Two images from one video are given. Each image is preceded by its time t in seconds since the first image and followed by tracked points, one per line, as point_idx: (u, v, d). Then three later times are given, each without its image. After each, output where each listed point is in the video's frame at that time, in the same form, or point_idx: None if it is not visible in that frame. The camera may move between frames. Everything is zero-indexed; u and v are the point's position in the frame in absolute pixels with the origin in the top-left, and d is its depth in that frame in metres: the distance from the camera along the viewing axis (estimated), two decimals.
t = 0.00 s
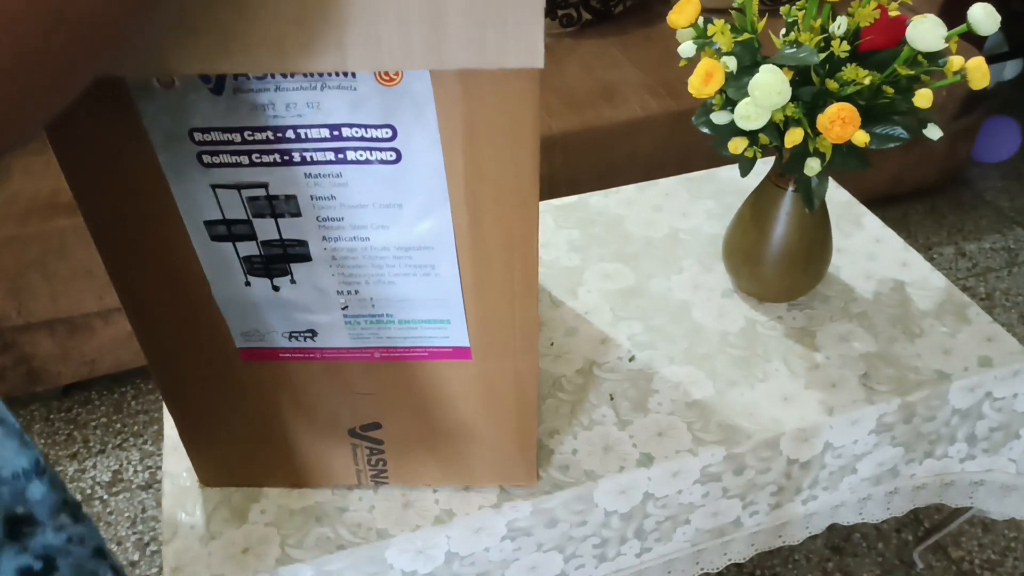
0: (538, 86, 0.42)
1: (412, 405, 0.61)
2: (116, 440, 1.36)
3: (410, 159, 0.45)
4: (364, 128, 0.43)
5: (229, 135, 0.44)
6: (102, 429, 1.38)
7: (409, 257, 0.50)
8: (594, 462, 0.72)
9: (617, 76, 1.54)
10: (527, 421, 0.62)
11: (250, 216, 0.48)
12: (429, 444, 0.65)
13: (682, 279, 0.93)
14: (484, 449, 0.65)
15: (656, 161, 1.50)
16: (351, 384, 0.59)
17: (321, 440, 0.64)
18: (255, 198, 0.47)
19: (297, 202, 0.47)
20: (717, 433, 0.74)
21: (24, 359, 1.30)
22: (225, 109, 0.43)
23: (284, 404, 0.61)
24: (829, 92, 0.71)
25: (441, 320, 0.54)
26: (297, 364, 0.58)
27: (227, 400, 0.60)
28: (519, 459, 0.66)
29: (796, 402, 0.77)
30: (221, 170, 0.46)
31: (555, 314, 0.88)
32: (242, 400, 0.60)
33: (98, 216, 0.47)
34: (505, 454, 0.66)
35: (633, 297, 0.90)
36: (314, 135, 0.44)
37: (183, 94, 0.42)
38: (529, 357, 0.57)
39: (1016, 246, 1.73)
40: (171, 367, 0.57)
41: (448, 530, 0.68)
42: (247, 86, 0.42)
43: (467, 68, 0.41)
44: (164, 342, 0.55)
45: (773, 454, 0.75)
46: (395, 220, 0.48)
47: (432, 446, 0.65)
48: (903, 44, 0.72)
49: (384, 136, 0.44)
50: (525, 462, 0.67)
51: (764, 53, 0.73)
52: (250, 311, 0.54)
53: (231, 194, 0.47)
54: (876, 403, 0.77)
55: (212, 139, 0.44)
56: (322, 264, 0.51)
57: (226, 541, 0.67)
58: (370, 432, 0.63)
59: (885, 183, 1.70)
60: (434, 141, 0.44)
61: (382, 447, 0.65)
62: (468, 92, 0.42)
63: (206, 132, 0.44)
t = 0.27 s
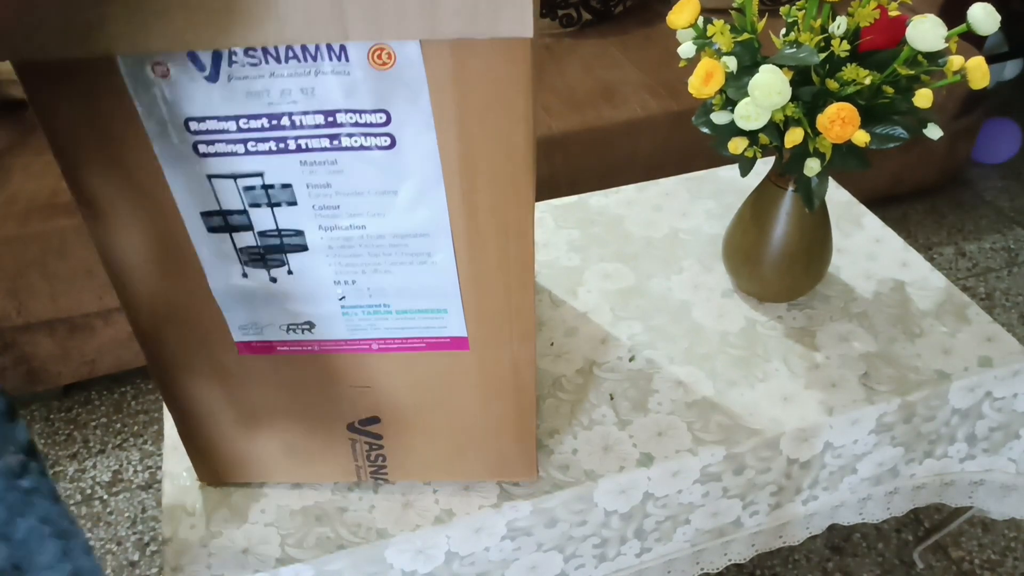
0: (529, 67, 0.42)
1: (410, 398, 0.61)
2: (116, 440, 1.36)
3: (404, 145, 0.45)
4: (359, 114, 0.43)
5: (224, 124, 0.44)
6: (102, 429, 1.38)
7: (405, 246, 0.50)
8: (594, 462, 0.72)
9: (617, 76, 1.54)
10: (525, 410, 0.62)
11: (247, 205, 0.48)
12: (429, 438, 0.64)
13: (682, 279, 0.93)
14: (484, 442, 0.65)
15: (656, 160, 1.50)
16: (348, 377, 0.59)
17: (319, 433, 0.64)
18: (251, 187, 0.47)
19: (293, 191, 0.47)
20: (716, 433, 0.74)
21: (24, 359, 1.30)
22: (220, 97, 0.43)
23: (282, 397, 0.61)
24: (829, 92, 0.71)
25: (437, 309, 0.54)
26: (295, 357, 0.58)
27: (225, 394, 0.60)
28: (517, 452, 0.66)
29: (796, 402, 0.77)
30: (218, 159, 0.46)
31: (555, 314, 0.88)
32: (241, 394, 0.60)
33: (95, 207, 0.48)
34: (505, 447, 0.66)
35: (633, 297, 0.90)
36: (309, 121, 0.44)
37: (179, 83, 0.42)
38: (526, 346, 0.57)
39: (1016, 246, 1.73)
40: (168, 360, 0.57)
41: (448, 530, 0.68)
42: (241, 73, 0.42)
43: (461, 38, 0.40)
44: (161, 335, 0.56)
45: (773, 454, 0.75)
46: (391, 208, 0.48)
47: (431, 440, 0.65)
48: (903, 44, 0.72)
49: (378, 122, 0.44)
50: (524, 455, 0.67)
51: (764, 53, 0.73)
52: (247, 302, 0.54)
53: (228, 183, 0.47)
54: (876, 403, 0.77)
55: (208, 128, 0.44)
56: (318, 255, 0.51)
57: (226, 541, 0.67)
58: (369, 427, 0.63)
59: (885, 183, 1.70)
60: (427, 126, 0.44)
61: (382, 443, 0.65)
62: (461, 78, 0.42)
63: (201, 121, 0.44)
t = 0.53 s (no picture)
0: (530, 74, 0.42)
1: (410, 401, 0.61)
2: (116, 440, 1.36)
3: (404, 151, 0.45)
4: (359, 120, 0.43)
5: (223, 130, 0.44)
6: (102, 429, 1.38)
7: (405, 252, 0.50)
8: (594, 462, 0.72)
9: (617, 76, 1.54)
10: (525, 413, 0.62)
11: (246, 211, 0.48)
12: (428, 440, 0.65)
13: (682, 279, 0.93)
14: (484, 444, 0.65)
15: (656, 160, 1.50)
16: (349, 381, 0.59)
17: (319, 437, 0.64)
18: (250, 194, 0.47)
19: (292, 197, 0.47)
20: (717, 433, 0.74)
21: (24, 359, 1.30)
22: (220, 104, 0.43)
23: (281, 402, 0.61)
24: (829, 92, 0.71)
25: (437, 314, 0.54)
26: (294, 362, 0.58)
27: (224, 395, 0.60)
28: (517, 455, 0.66)
29: (796, 402, 0.77)
30: (217, 165, 0.46)
31: (555, 314, 0.88)
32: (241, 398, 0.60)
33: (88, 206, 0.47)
34: (504, 450, 0.66)
35: (632, 297, 0.90)
36: (309, 128, 0.43)
37: (178, 88, 0.42)
38: (526, 350, 0.57)
39: (1016, 246, 1.73)
40: (165, 362, 0.57)
41: (448, 530, 0.68)
42: (240, 79, 0.42)
43: (462, 38, 0.40)
44: (157, 335, 0.55)
45: (773, 454, 0.75)
46: (390, 213, 0.48)
47: (431, 443, 0.65)
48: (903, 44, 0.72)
49: (378, 128, 0.44)
50: (524, 458, 0.67)
51: (764, 53, 0.73)
52: (247, 308, 0.54)
53: (227, 189, 0.47)
54: (876, 403, 0.77)
55: (207, 135, 0.44)
56: (318, 260, 0.51)
57: (226, 541, 0.67)
58: (369, 430, 0.63)
59: (885, 183, 1.70)
60: (428, 132, 0.44)
61: (381, 446, 0.65)
62: (463, 84, 0.42)
63: (200, 127, 0.44)
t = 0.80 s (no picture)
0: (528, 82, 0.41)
1: (410, 405, 0.61)
2: (116, 440, 1.36)
3: (401, 159, 0.45)
4: (356, 129, 0.43)
5: (219, 140, 0.44)
6: (102, 429, 1.39)
7: (403, 259, 0.50)
8: (594, 462, 0.72)
9: (617, 76, 1.54)
10: (525, 417, 0.62)
11: (242, 218, 0.48)
12: (427, 443, 0.65)
13: (682, 279, 0.93)
14: (484, 447, 0.65)
15: (656, 160, 1.50)
16: (349, 386, 0.59)
17: (320, 440, 0.64)
18: (247, 202, 0.47)
19: (290, 205, 0.47)
20: (716, 433, 0.74)
21: (24, 359, 1.30)
22: (215, 113, 0.42)
23: (281, 405, 0.61)
24: (829, 92, 0.71)
25: (436, 320, 0.54)
26: (293, 367, 0.58)
27: (224, 398, 0.60)
28: (517, 458, 0.66)
29: (796, 402, 0.77)
30: (213, 174, 0.45)
31: (554, 314, 0.88)
32: (241, 401, 0.60)
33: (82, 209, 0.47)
34: (504, 453, 0.66)
35: (632, 297, 0.90)
36: (305, 137, 0.43)
37: (172, 97, 0.42)
38: (526, 355, 0.57)
39: (1016, 246, 1.73)
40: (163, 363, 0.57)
41: (448, 530, 0.68)
42: (235, 89, 0.41)
43: (459, 47, 0.40)
44: (154, 337, 0.55)
45: (773, 454, 0.75)
46: (388, 221, 0.48)
47: (431, 446, 0.65)
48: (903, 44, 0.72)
49: (375, 137, 0.43)
50: (524, 460, 0.67)
51: (764, 53, 0.73)
52: (244, 314, 0.54)
53: (223, 198, 0.47)
54: (876, 403, 0.77)
55: (202, 144, 0.44)
56: (316, 266, 0.51)
57: (226, 540, 0.67)
58: (368, 433, 0.63)
59: (885, 183, 1.70)
60: (425, 140, 0.44)
61: (381, 449, 0.65)
62: (459, 94, 0.42)
63: (195, 137, 0.44)
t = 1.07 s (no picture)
0: (528, 89, 0.42)
1: (410, 406, 0.61)
2: (116, 440, 1.36)
3: (400, 166, 0.45)
4: (354, 137, 0.43)
5: (215, 149, 0.44)
6: (102, 429, 1.38)
7: (403, 264, 0.50)
8: (594, 462, 0.72)
9: (617, 76, 1.54)
10: (526, 416, 0.62)
11: (239, 226, 0.48)
12: (428, 442, 0.65)
13: (682, 280, 0.93)
14: (485, 445, 0.65)
15: (657, 160, 1.50)
16: (349, 390, 0.59)
17: (319, 442, 0.64)
18: (244, 211, 0.47)
19: (288, 212, 0.47)
20: (716, 433, 0.74)
21: (24, 359, 1.30)
22: (210, 123, 0.42)
23: (281, 408, 0.61)
24: (829, 92, 0.71)
25: (437, 323, 0.54)
26: (292, 371, 0.58)
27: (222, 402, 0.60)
28: (518, 455, 0.67)
29: (796, 402, 0.77)
30: (209, 183, 0.45)
31: (554, 314, 0.88)
32: (240, 405, 0.60)
33: (74, 217, 0.47)
34: (505, 450, 0.66)
35: (633, 297, 0.90)
36: (303, 145, 0.43)
37: (165, 107, 0.42)
38: (527, 357, 0.57)
39: (1016, 246, 1.73)
40: (160, 369, 0.57)
41: (448, 530, 0.68)
42: (231, 98, 0.41)
43: (458, 55, 0.40)
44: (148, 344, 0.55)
45: (773, 454, 0.75)
46: (388, 227, 0.48)
47: (432, 446, 0.65)
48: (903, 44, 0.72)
49: (375, 145, 0.43)
50: (524, 458, 0.67)
51: (764, 53, 0.73)
52: (242, 319, 0.54)
53: (220, 207, 0.47)
54: (876, 403, 0.77)
55: (197, 153, 0.44)
56: (315, 272, 0.51)
57: (226, 541, 0.67)
58: (368, 434, 0.64)
59: (885, 182, 1.70)
60: (424, 147, 0.44)
61: (382, 448, 0.65)
62: (459, 101, 0.42)
63: (190, 146, 0.43)
